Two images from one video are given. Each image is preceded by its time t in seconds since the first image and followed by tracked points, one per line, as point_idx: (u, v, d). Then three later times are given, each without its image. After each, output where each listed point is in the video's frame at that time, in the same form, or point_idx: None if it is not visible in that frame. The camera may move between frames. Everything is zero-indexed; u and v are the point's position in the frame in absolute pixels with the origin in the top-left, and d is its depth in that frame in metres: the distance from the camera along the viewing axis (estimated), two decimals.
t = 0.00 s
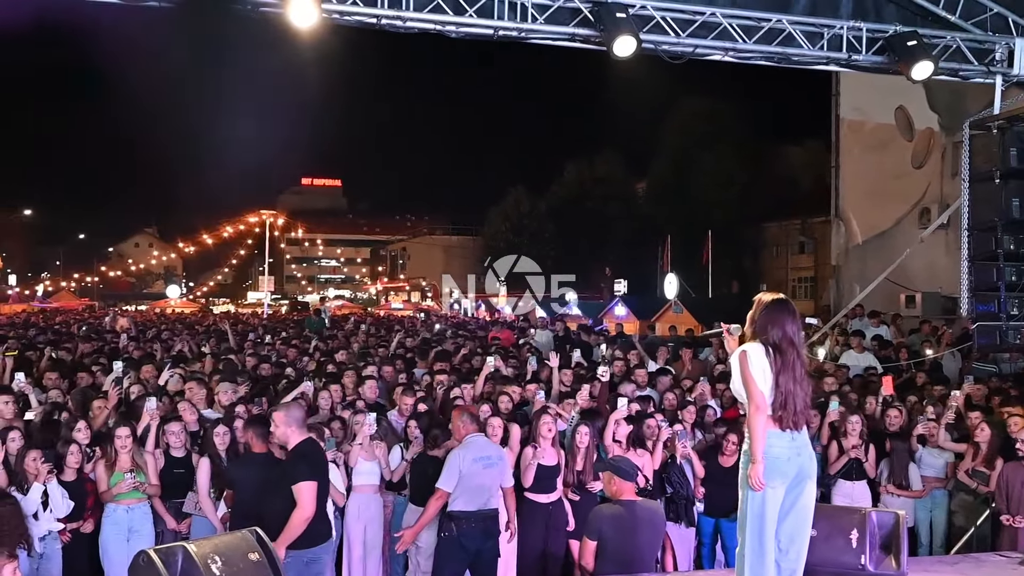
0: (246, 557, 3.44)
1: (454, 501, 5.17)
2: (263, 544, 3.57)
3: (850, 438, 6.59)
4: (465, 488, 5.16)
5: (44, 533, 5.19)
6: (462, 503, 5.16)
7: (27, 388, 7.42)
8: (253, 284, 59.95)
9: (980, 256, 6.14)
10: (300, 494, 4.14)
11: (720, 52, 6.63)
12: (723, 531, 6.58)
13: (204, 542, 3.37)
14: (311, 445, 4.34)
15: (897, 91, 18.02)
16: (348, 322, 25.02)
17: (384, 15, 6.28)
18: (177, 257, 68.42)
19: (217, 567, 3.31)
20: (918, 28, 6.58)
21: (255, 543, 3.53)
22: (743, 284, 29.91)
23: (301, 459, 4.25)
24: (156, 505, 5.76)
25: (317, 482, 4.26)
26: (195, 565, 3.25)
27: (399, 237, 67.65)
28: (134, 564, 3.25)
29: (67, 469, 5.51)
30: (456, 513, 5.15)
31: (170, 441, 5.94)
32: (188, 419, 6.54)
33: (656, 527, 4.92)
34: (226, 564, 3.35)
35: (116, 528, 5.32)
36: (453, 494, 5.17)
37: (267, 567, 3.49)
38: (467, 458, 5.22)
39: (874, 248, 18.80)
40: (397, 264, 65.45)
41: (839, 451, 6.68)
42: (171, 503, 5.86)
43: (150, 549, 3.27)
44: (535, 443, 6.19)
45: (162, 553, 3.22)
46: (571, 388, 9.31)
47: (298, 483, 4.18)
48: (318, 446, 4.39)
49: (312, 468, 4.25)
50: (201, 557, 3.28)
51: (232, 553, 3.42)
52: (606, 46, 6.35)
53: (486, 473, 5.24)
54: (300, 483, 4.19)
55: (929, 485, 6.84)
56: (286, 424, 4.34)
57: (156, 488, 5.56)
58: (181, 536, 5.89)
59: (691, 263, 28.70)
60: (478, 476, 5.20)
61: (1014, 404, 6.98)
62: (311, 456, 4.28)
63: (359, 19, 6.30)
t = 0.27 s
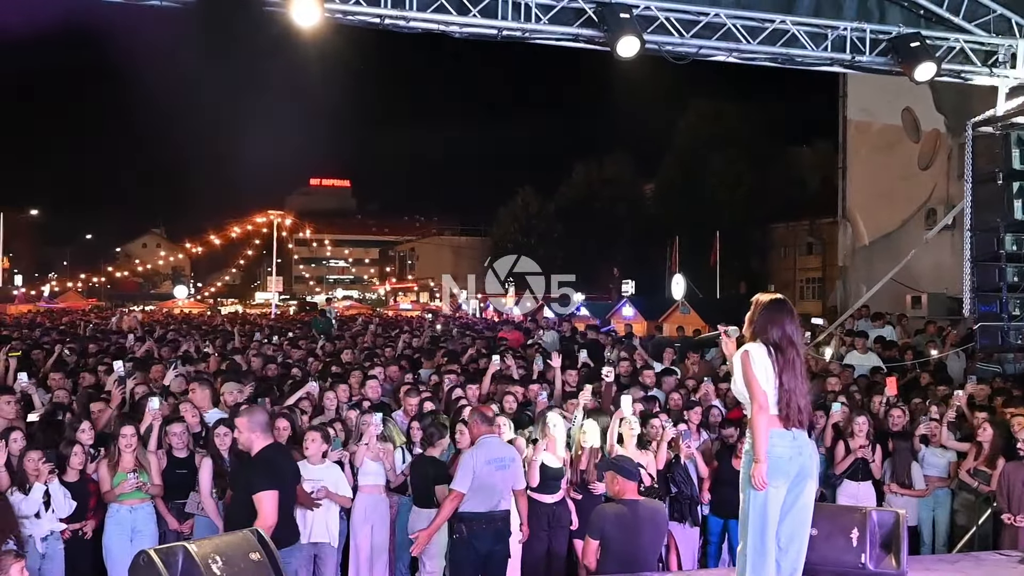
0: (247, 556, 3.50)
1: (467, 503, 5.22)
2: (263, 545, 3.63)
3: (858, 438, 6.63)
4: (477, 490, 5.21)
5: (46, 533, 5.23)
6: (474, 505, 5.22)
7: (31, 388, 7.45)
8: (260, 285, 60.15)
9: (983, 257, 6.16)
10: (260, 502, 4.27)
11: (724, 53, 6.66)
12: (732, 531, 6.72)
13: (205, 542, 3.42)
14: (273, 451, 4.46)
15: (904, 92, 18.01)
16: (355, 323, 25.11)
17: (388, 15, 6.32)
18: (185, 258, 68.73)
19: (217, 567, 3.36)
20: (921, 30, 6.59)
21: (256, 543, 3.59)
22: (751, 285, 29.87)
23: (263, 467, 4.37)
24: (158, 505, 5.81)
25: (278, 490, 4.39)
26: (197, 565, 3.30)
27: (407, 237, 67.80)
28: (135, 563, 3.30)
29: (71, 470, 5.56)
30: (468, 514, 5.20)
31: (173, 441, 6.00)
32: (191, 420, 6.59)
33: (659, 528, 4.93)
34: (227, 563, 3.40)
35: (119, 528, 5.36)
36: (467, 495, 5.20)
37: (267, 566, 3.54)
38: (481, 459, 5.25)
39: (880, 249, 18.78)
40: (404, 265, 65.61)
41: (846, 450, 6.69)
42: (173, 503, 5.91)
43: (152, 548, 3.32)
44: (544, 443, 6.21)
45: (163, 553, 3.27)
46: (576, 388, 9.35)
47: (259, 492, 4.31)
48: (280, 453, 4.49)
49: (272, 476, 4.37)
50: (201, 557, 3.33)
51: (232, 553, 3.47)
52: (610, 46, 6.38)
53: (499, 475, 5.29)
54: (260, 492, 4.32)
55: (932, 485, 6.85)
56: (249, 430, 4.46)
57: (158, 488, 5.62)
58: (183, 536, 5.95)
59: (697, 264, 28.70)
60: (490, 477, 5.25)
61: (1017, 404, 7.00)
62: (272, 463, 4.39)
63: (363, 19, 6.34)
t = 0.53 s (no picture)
0: (246, 554, 3.51)
1: (468, 503, 5.24)
2: (261, 542, 3.64)
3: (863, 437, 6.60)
4: (475, 490, 5.21)
5: (46, 530, 5.25)
6: (474, 504, 5.23)
7: (31, 387, 7.46)
8: (265, 284, 60.30)
9: (984, 256, 6.13)
10: (220, 501, 4.22)
11: (725, 52, 6.66)
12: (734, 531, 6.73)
13: (203, 540, 3.42)
14: (236, 448, 4.44)
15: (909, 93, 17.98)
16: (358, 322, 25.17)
17: (388, 13, 6.33)
18: (190, 257, 68.89)
19: (216, 565, 3.36)
20: (923, 29, 6.58)
21: (254, 540, 3.60)
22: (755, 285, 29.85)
23: (224, 465, 4.33)
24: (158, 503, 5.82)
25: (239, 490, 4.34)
26: (195, 562, 3.30)
27: (412, 236, 67.92)
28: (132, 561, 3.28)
29: (72, 468, 5.58)
30: (470, 515, 5.23)
31: (175, 439, 6.03)
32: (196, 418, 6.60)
33: (657, 527, 4.91)
34: (225, 560, 3.41)
35: (121, 526, 5.38)
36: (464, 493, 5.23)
37: (265, 564, 3.56)
38: (479, 459, 5.25)
39: (883, 249, 18.75)
40: (409, 264, 65.70)
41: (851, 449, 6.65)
42: (173, 502, 5.91)
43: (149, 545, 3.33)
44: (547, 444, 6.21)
45: (162, 549, 3.28)
46: (577, 387, 9.37)
47: (219, 491, 4.25)
48: (242, 450, 4.47)
49: (233, 475, 4.33)
50: (200, 554, 3.34)
51: (231, 551, 3.48)
52: (610, 45, 6.37)
53: (498, 475, 5.26)
54: (221, 491, 4.26)
55: (932, 483, 6.85)
56: (209, 428, 4.45)
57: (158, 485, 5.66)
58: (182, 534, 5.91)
59: (701, 264, 28.72)
60: (489, 478, 5.23)
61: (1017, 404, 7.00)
62: (233, 461, 4.36)
63: (363, 17, 6.35)
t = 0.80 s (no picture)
0: (243, 552, 3.52)
1: (467, 502, 5.27)
2: (257, 541, 3.65)
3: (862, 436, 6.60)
4: (474, 489, 5.25)
5: (44, 529, 5.26)
6: (473, 504, 5.26)
7: (29, 387, 7.44)
8: (267, 283, 60.32)
9: (981, 255, 6.17)
10: (186, 502, 4.33)
11: (723, 51, 6.67)
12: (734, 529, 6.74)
13: (200, 538, 3.43)
14: (203, 450, 4.56)
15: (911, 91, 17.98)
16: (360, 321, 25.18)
17: (385, 11, 6.33)
18: (192, 256, 68.92)
19: (213, 563, 3.37)
20: (922, 27, 6.58)
21: (251, 539, 3.61)
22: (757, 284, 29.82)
23: (190, 467, 4.45)
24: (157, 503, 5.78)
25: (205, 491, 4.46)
26: (192, 561, 3.31)
27: (414, 236, 67.90)
28: (129, 560, 3.30)
29: (70, 467, 5.58)
30: (468, 514, 5.26)
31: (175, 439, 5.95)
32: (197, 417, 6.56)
33: (654, 524, 4.91)
34: (222, 559, 3.42)
35: (119, 525, 5.39)
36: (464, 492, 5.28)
37: (262, 563, 3.57)
38: (475, 457, 5.26)
39: (884, 247, 18.74)
40: (412, 263, 65.69)
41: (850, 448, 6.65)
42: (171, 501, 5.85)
43: (146, 543, 3.35)
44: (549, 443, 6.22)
45: (158, 548, 3.29)
46: (577, 386, 9.37)
47: (186, 492, 4.38)
48: (210, 453, 4.60)
49: (201, 477, 4.45)
50: (197, 553, 3.35)
51: (228, 549, 3.49)
52: (608, 44, 6.37)
53: (495, 473, 5.27)
54: (187, 492, 4.39)
55: (930, 481, 6.84)
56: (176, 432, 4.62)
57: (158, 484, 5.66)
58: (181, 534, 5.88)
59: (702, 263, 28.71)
60: (486, 477, 5.24)
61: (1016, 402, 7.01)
62: (200, 463, 4.48)
63: (360, 15, 6.35)
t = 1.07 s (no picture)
0: (239, 551, 3.53)
1: (466, 501, 5.28)
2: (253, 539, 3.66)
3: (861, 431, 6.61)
4: (472, 489, 5.24)
5: (43, 529, 5.27)
6: (471, 502, 5.27)
7: (27, 388, 7.49)
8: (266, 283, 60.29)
9: (978, 249, 6.17)
10: (147, 498, 4.07)
11: (717, 46, 6.66)
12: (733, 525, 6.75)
13: (196, 537, 3.43)
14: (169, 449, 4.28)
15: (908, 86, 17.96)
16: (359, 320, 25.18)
17: (379, 10, 6.32)
18: (191, 257, 68.88)
19: (210, 562, 3.37)
20: (915, 21, 6.58)
21: (247, 538, 3.63)
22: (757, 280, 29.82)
23: (157, 465, 4.17)
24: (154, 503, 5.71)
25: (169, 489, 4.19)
26: (188, 559, 3.31)
27: (413, 235, 67.83)
28: (126, 561, 3.30)
29: (69, 468, 5.60)
30: (468, 512, 5.28)
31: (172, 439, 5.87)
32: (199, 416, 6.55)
33: (651, 520, 4.92)
34: (219, 557, 3.42)
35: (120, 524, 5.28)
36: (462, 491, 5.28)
37: (259, 561, 3.58)
38: (471, 456, 5.24)
39: (883, 242, 18.75)
40: (411, 262, 65.62)
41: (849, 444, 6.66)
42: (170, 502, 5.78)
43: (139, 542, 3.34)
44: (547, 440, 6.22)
45: (155, 547, 3.28)
46: (576, 383, 9.38)
47: (151, 489, 4.10)
48: (174, 451, 4.31)
49: (164, 475, 4.17)
50: (193, 551, 3.35)
51: (225, 547, 3.49)
52: (602, 40, 6.38)
53: (491, 473, 5.24)
54: (150, 489, 4.11)
55: (928, 476, 6.87)
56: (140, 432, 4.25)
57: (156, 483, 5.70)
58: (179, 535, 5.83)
59: (701, 259, 28.72)
60: (483, 476, 5.23)
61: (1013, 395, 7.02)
62: (165, 460, 4.20)
63: (354, 14, 6.34)
